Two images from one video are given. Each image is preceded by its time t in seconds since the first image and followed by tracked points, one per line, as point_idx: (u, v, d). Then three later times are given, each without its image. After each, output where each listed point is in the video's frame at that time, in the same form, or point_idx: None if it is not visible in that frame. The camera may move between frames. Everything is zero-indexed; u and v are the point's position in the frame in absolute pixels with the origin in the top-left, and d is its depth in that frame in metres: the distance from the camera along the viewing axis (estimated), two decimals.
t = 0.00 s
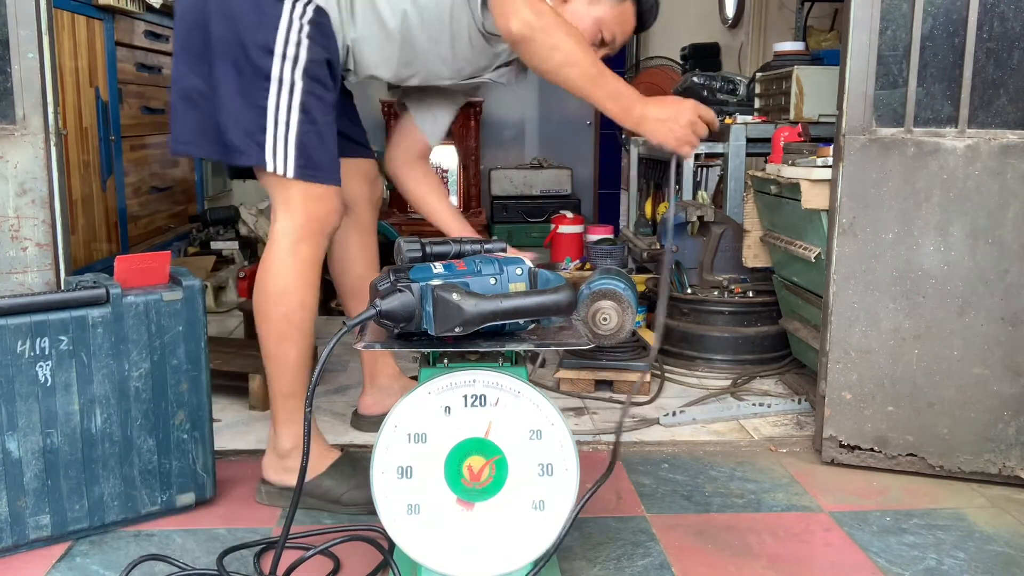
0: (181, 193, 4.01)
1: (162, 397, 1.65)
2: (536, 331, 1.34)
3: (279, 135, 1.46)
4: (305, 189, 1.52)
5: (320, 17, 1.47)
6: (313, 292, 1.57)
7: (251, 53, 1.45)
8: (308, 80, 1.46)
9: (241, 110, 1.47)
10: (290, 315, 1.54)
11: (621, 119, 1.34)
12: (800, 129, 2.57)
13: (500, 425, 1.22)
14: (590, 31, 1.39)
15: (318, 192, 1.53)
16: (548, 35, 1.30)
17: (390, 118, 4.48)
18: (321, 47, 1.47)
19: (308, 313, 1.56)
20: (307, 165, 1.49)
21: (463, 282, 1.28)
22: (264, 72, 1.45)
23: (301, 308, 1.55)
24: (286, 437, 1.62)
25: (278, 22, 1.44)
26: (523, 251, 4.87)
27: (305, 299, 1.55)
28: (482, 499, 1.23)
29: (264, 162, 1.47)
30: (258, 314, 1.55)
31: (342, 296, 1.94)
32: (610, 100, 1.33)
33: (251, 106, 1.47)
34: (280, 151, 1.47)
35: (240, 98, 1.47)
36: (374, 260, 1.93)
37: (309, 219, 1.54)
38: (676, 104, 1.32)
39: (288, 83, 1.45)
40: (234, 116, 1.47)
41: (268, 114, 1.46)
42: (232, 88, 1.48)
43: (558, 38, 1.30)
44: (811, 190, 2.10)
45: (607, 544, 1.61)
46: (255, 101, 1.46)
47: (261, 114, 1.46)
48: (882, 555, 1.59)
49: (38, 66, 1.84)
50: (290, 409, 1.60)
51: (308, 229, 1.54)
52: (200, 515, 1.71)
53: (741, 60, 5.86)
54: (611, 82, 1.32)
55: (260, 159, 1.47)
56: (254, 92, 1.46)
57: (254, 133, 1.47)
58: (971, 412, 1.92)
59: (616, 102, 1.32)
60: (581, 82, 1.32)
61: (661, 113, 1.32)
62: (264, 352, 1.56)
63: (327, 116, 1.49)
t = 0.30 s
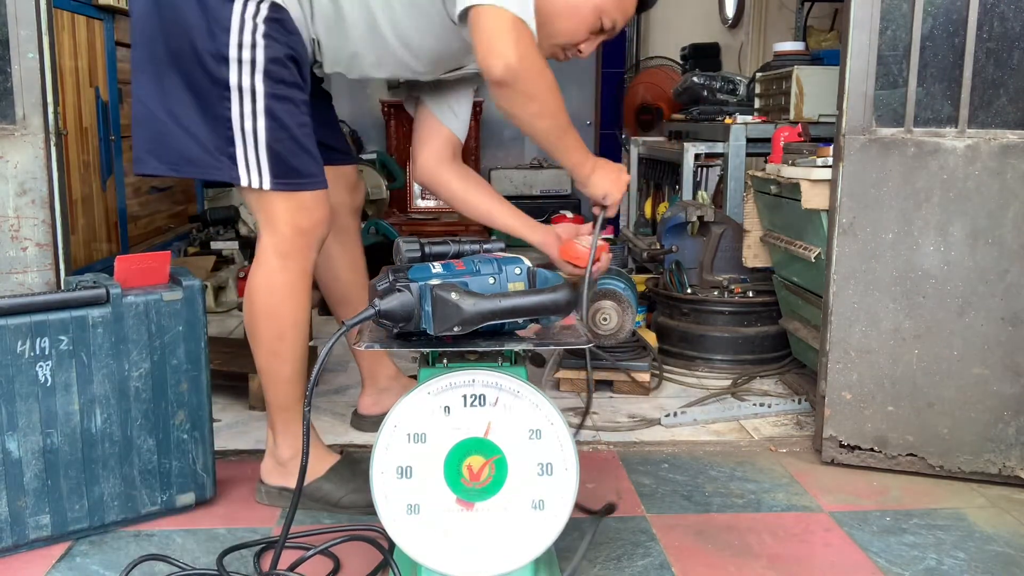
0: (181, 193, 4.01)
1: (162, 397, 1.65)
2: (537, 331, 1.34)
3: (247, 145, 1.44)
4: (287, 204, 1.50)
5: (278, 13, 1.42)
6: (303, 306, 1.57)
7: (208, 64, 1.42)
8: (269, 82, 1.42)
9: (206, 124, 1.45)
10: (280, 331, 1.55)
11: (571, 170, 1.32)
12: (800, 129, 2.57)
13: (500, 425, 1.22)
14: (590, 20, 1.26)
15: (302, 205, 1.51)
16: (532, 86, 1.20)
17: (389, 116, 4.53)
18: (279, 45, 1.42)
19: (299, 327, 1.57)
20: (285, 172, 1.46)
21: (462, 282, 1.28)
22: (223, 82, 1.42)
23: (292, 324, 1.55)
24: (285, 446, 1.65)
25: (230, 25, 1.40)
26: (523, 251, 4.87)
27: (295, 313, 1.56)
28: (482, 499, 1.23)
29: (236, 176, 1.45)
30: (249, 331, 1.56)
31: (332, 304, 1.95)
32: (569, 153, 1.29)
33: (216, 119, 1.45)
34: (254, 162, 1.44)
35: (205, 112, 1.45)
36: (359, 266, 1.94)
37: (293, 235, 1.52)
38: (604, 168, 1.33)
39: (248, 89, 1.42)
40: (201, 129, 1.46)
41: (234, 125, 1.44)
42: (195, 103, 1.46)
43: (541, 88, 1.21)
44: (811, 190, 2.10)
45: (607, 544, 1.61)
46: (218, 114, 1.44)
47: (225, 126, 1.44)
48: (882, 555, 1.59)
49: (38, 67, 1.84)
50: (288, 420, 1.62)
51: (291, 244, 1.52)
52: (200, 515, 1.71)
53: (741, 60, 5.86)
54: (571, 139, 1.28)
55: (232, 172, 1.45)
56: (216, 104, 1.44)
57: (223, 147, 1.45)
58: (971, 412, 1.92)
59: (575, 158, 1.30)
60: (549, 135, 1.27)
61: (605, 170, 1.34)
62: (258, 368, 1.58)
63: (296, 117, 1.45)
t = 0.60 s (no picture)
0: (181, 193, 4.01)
1: (162, 397, 1.65)
2: (536, 331, 1.34)
3: (236, 154, 1.44)
4: (282, 211, 1.50)
5: (259, 14, 1.40)
6: (301, 312, 1.56)
7: (191, 74, 1.42)
8: (253, 89, 1.41)
9: (194, 135, 1.45)
10: (278, 338, 1.54)
11: (556, 185, 1.31)
12: (800, 129, 2.57)
13: (500, 425, 1.22)
14: None
15: (297, 212, 1.51)
16: (494, 108, 1.18)
17: (388, 117, 4.52)
18: (261, 51, 1.40)
19: (298, 333, 1.56)
20: (276, 180, 1.46)
21: (462, 282, 1.28)
22: (207, 92, 1.42)
23: (291, 330, 1.55)
24: (286, 448, 1.65)
25: (210, 32, 1.38)
26: (523, 251, 4.87)
27: (294, 319, 1.55)
28: (482, 499, 1.23)
29: (227, 187, 1.45)
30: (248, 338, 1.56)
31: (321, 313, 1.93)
32: (548, 167, 1.28)
33: (203, 129, 1.44)
34: (244, 171, 1.44)
35: (191, 123, 1.45)
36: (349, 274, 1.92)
37: (289, 241, 1.52)
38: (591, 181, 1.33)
39: (233, 98, 1.41)
40: (189, 141, 1.46)
41: (222, 134, 1.43)
42: (182, 113, 1.46)
43: (507, 108, 1.19)
44: (811, 190, 2.10)
45: (607, 544, 1.61)
46: (205, 123, 1.44)
47: (213, 136, 1.44)
48: (882, 555, 1.59)
49: (38, 66, 1.84)
50: (288, 424, 1.63)
51: (287, 250, 1.52)
52: (199, 515, 1.71)
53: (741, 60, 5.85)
54: (549, 153, 1.27)
55: (222, 182, 1.45)
56: (203, 114, 1.44)
57: (212, 158, 1.45)
58: (972, 412, 1.92)
59: (555, 173, 1.29)
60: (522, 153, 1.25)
61: (594, 181, 1.33)
62: (257, 373, 1.57)
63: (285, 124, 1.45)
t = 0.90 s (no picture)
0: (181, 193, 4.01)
1: (162, 397, 1.65)
2: (536, 331, 1.34)
3: (236, 158, 1.44)
4: (284, 214, 1.50)
5: (258, 14, 1.40)
6: (303, 315, 1.56)
7: (190, 78, 1.42)
8: (252, 92, 1.41)
9: (195, 139, 1.45)
10: (280, 340, 1.54)
11: (558, 190, 1.31)
12: (800, 129, 2.57)
13: (500, 425, 1.22)
14: None
15: (300, 216, 1.51)
16: (498, 115, 1.18)
17: (388, 117, 4.46)
18: (260, 54, 1.40)
19: (299, 336, 1.56)
20: (277, 183, 1.46)
21: (462, 282, 1.28)
22: (207, 96, 1.42)
23: (293, 334, 1.55)
24: (286, 449, 1.65)
25: (208, 36, 1.39)
26: (523, 251, 4.87)
27: (295, 322, 1.55)
28: (482, 499, 1.23)
29: (227, 192, 1.45)
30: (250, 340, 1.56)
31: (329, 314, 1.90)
32: (549, 172, 1.28)
33: (204, 134, 1.45)
34: (245, 176, 1.45)
35: (191, 127, 1.45)
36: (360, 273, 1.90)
37: (292, 243, 1.51)
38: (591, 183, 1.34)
39: (233, 102, 1.41)
40: (189, 145, 1.46)
41: (222, 138, 1.43)
42: (182, 117, 1.46)
43: (510, 113, 1.19)
44: (811, 190, 2.10)
45: (606, 544, 1.61)
46: (205, 128, 1.44)
47: (213, 140, 1.44)
48: (882, 555, 1.59)
49: (38, 67, 1.84)
50: (289, 425, 1.63)
51: (291, 253, 1.52)
52: (200, 515, 1.71)
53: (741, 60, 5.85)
54: (551, 159, 1.27)
55: (222, 187, 1.45)
56: (203, 119, 1.44)
57: (212, 161, 1.45)
58: (971, 412, 1.92)
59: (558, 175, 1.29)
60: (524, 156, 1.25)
61: (597, 182, 1.34)
62: (258, 375, 1.58)
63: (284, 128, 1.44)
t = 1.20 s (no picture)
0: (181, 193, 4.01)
1: (162, 397, 1.65)
2: (535, 331, 1.33)
3: (235, 152, 1.44)
4: (285, 210, 1.50)
5: (262, 9, 1.40)
6: (304, 310, 1.56)
7: (193, 72, 1.43)
8: (252, 88, 1.41)
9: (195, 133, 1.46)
10: (281, 336, 1.54)
11: (561, 211, 1.30)
12: (800, 129, 2.57)
13: (500, 425, 1.22)
14: None
15: (300, 211, 1.51)
16: (510, 126, 1.18)
17: (387, 117, 4.35)
18: (262, 49, 1.40)
19: (301, 332, 1.56)
20: (277, 179, 1.46)
21: (462, 281, 1.28)
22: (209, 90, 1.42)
23: (295, 330, 1.55)
24: (286, 448, 1.65)
25: (211, 30, 1.39)
26: (523, 251, 4.87)
27: (296, 317, 1.55)
28: (482, 499, 1.23)
29: (224, 186, 1.45)
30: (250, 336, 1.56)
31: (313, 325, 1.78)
32: (556, 191, 1.27)
33: (204, 128, 1.45)
34: (244, 170, 1.45)
35: (192, 121, 1.46)
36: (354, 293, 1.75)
37: (293, 238, 1.51)
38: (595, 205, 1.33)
39: (233, 97, 1.41)
40: (190, 137, 1.46)
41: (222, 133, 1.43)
42: (184, 111, 1.46)
43: (522, 127, 1.18)
44: (811, 190, 2.10)
45: (607, 544, 1.61)
46: (206, 122, 1.44)
47: (213, 134, 1.44)
48: (882, 555, 1.59)
49: (38, 66, 1.84)
50: (289, 422, 1.62)
51: (292, 248, 1.52)
52: (200, 515, 1.71)
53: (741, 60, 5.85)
54: (555, 179, 1.26)
55: (220, 181, 1.45)
56: (204, 113, 1.44)
57: (211, 155, 1.45)
58: (971, 412, 1.92)
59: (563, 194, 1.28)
60: (532, 170, 1.24)
61: (597, 205, 1.33)
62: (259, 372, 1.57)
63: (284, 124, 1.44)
